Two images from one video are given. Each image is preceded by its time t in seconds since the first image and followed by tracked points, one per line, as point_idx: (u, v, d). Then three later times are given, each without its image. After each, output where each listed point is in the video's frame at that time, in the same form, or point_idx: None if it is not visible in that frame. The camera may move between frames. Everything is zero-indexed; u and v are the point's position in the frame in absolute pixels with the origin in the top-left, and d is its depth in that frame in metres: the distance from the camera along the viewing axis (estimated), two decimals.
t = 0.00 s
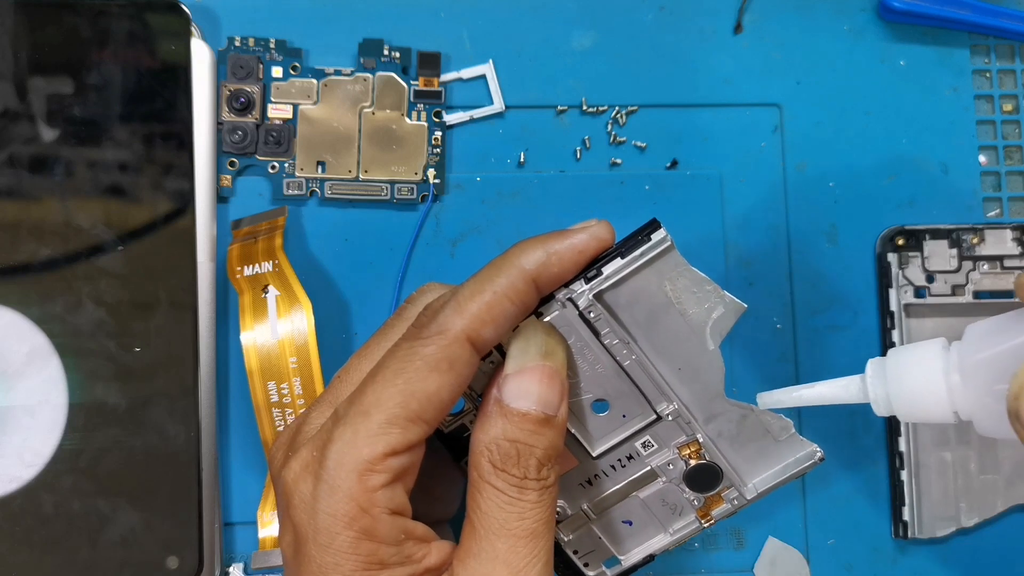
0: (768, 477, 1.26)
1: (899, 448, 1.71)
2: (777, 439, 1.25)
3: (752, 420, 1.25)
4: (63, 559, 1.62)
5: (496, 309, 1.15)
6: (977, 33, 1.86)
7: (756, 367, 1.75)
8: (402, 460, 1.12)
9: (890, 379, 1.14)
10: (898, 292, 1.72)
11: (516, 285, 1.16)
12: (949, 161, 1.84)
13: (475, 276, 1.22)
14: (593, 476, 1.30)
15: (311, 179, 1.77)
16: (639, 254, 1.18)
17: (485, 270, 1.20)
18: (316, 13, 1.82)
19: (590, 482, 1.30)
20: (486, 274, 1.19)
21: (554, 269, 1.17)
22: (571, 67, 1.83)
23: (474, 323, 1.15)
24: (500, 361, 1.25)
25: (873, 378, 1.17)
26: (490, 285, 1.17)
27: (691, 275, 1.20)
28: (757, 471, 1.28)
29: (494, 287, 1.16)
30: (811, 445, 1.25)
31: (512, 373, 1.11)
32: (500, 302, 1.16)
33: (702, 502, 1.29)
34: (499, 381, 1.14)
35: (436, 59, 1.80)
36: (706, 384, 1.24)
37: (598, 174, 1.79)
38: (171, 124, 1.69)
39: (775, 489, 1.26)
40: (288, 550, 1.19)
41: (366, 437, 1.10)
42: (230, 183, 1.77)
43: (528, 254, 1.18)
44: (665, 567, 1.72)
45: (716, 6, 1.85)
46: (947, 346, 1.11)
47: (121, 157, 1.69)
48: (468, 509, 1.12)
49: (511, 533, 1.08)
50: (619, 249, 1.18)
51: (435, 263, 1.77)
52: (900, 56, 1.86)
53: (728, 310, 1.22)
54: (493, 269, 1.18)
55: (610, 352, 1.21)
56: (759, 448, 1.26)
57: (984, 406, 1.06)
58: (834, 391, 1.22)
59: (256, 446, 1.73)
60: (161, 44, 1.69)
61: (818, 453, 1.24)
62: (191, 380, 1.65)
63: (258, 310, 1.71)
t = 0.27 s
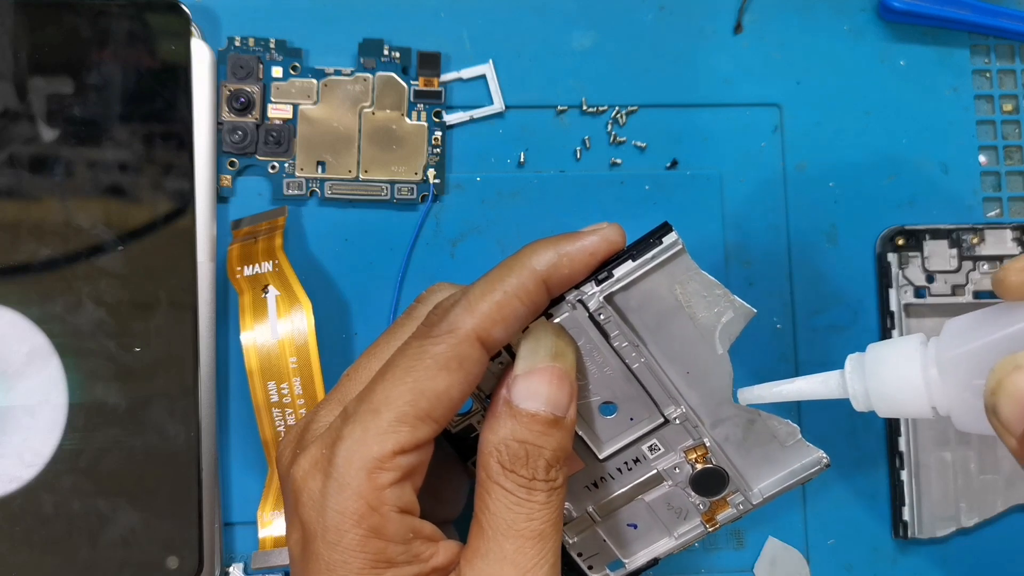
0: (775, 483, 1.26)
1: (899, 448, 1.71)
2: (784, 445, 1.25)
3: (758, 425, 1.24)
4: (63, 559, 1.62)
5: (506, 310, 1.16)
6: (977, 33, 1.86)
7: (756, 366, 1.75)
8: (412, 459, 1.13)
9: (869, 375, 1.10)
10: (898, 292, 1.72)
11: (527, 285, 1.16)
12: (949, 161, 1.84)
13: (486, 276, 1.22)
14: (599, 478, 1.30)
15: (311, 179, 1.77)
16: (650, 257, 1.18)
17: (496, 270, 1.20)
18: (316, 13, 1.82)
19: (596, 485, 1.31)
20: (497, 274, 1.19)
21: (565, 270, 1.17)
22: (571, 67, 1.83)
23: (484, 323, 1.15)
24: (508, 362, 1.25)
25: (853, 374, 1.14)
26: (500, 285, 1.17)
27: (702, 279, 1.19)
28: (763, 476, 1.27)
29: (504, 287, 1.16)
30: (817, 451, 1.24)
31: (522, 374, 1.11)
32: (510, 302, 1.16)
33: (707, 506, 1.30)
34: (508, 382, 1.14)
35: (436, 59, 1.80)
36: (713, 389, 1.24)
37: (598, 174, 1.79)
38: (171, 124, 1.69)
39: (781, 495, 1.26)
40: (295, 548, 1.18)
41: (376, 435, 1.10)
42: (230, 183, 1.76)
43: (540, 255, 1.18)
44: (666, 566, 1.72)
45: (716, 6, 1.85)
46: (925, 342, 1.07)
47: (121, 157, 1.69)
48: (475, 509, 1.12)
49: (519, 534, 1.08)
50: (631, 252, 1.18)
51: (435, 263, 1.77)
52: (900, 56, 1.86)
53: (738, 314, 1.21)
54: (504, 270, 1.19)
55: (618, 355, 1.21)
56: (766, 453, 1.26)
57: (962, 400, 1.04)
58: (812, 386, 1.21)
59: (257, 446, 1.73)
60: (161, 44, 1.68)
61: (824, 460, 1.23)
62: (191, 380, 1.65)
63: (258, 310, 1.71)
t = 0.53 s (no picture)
0: (775, 482, 1.26)
1: (899, 448, 1.71)
2: (784, 443, 1.25)
3: (758, 423, 1.25)
4: (63, 559, 1.62)
5: (502, 307, 1.16)
6: (977, 33, 1.86)
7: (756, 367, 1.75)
8: (408, 457, 1.13)
9: (861, 360, 1.10)
10: (898, 292, 1.72)
11: (522, 282, 1.16)
12: (949, 161, 1.84)
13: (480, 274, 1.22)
14: (599, 479, 1.30)
15: (311, 179, 1.77)
16: (645, 254, 1.18)
17: (491, 270, 1.20)
18: (316, 13, 1.82)
19: (596, 484, 1.31)
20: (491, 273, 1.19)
21: (561, 268, 1.18)
22: (571, 67, 1.83)
23: (480, 321, 1.15)
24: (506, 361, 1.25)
25: (844, 360, 1.14)
26: (496, 283, 1.17)
27: (699, 277, 1.20)
28: (763, 475, 1.27)
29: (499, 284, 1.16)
30: (817, 449, 1.25)
31: (519, 373, 1.11)
32: (505, 299, 1.16)
33: (708, 506, 1.29)
34: (505, 380, 1.14)
35: (436, 60, 1.80)
36: (712, 387, 1.24)
37: (598, 174, 1.79)
38: (171, 124, 1.69)
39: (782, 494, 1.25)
40: (292, 546, 1.18)
41: (371, 433, 1.11)
42: (230, 183, 1.77)
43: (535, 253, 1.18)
44: (666, 566, 1.72)
45: (716, 6, 1.85)
46: (918, 329, 1.08)
47: (121, 157, 1.69)
48: (473, 508, 1.12)
49: (516, 533, 1.08)
50: (626, 249, 1.18)
51: (434, 263, 1.77)
52: (900, 56, 1.86)
53: (734, 311, 1.22)
54: (499, 268, 1.19)
55: (616, 353, 1.21)
56: (766, 452, 1.26)
57: (953, 386, 1.04)
58: (803, 371, 1.19)
59: (256, 446, 1.73)
60: (161, 44, 1.68)
61: (824, 458, 1.24)
62: (191, 380, 1.65)
63: (257, 310, 1.71)
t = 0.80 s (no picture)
0: (778, 483, 1.25)
1: (899, 447, 1.71)
2: (786, 444, 1.24)
3: (760, 424, 1.24)
4: (63, 559, 1.62)
5: (499, 305, 1.17)
6: (977, 33, 1.86)
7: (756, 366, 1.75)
8: (404, 453, 1.13)
9: (871, 349, 1.10)
10: (898, 292, 1.73)
11: (519, 280, 1.18)
12: (949, 161, 1.84)
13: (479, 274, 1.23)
14: (600, 481, 1.30)
15: (311, 179, 1.77)
16: (642, 252, 1.18)
17: (489, 269, 1.22)
18: (316, 13, 1.82)
19: (597, 487, 1.31)
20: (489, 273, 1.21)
21: (558, 266, 1.19)
22: (571, 67, 1.83)
23: (475, 318, 1.16)
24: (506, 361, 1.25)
25: (854, 348, 1.14)
26: (493, 281, 1.18)
27: (697, 276, 1.20)
28: (766, 477, 1.26)
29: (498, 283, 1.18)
30: (820, 450, 1.24)
31: (518, 372, 1.11)
32: (502, 297, 1.17)
33: (710, 509, 1.29)
34: (504, 379, 1.14)
35: (436, 59, 1.80)
36: (712, 387, 1.24)
37: (597, 174, 1.79)
38: (171, 124, 1.69)
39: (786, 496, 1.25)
40: (291, 543, 1.19)
41: (367, 429, 1.11)
42: (230, 183, 1.77)
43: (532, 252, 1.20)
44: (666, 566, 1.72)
45: (716, 6, 1.85)
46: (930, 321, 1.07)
47: (121, 156, 1.69)
48: (471, 507, 1.12)
49: (513, 532, 1.08)
50: (623, 248, 1.18)
51: (434, 263, 1.77)
52: (900, 56, 1.86)
53: (733, 310, 1.21)
54: (497, 268, 1.20)
55: (616, 353, 1.22)
56: (768, 453, 1.25)
57: (963, 380, 1.03)
58: (808, 359, 1.21)
59: (257, 446, 1.73)
60: (161, 44, 1.68)
61: (828, 458, 1.23)
62: (191, 380, 1.65)
63: (257, 309, 1.71)
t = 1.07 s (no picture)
0: (779, 488, 1.25)
1: (899, 447, 1.71)
2: (787, 448, 1.25)
3: (761, 427, 1.24)
4: (63, 559, 1.62)
5: (497, 305, 1.18)
6: (977, 33, 1.86)
7: (756, 366, 1.75)
8: (401, 452, 1.13)
9: (869, 336, 1.10)
10: (898, 292, 1.73)
11: (518, 282, 1.20)
12: (949, 161, 1.84)
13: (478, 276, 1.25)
14: (600, 484, 1.30)
15: (311, 179, 1.77)
16: (642, 255, 1.18)
17: (488, 270, 1.24)
18: (316, 13, 1.82)
19: (597, 490, 1.30)
20: (489, 274, 1.22)
21: (557, 267, 1.20)
22: (571, 67, 1.83)
23: (474, 318, 1.16)
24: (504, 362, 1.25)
25: (852, 335, 1.14)
26: (492, 283, 1.19)
27: (697, 278, 1.20)
28: (767, 482, 1.26)
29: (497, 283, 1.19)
30: (821, 455, 1.24)
31: (516, 373, 1.11)
32: (501, 298, 1.18)
33: (711, 513, 1.29)
34: (502, 380, 1.14)
35: (436, 60, 1.80)
36: (713, 390, 1.24)
37: (597, 174, 1.79)
38: (171, 124, 1.69)
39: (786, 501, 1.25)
40: (288, 541, 1.19)
41: (365, 428, 1.11)
42: (230, 183, 1.77)
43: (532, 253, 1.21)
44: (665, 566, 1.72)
45: (716, 6, 1.85)
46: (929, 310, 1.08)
47: (121, 157, 1.69)
48: (469, 508, 1.12)
49: (510, 534, 1.08)
50: (622, 251, 1.19)
51: (434, 263, 1.76)
52: (899, 56, 1.86)
53: (733, 313, 1.21)
54: (497, 269, 1.22)
55: (615, 356, 1.22)
56: (769, 457, 1.25)
57: (961, 370, 1.04)
58: (807, 344, 1.21)
59: (256, 446, 1.73)
60: (161, 44, 1.68)
61: (829, 463, 1.23)
62: (191, 380, 1.65)
63: (257, 310, 1.71)
